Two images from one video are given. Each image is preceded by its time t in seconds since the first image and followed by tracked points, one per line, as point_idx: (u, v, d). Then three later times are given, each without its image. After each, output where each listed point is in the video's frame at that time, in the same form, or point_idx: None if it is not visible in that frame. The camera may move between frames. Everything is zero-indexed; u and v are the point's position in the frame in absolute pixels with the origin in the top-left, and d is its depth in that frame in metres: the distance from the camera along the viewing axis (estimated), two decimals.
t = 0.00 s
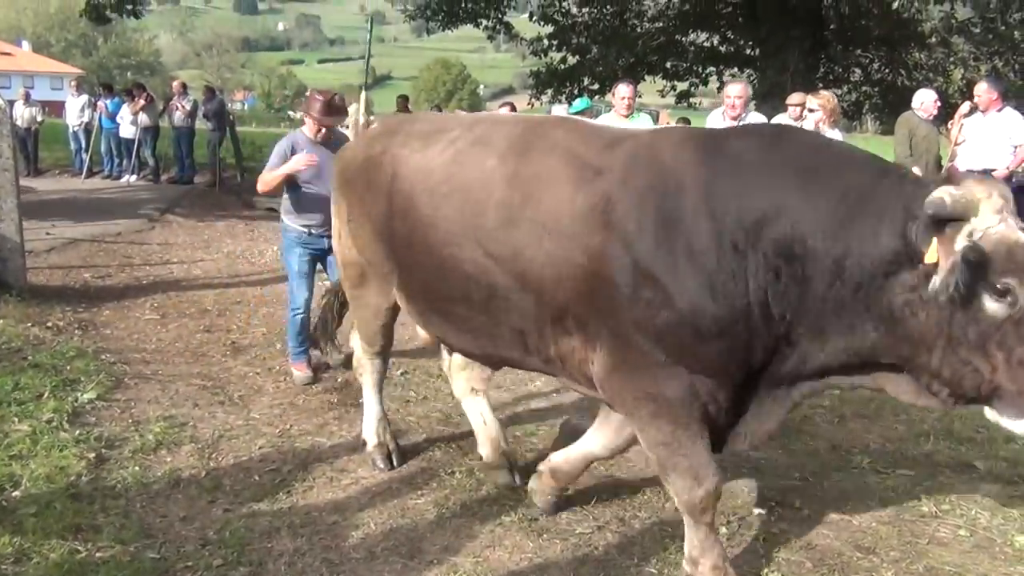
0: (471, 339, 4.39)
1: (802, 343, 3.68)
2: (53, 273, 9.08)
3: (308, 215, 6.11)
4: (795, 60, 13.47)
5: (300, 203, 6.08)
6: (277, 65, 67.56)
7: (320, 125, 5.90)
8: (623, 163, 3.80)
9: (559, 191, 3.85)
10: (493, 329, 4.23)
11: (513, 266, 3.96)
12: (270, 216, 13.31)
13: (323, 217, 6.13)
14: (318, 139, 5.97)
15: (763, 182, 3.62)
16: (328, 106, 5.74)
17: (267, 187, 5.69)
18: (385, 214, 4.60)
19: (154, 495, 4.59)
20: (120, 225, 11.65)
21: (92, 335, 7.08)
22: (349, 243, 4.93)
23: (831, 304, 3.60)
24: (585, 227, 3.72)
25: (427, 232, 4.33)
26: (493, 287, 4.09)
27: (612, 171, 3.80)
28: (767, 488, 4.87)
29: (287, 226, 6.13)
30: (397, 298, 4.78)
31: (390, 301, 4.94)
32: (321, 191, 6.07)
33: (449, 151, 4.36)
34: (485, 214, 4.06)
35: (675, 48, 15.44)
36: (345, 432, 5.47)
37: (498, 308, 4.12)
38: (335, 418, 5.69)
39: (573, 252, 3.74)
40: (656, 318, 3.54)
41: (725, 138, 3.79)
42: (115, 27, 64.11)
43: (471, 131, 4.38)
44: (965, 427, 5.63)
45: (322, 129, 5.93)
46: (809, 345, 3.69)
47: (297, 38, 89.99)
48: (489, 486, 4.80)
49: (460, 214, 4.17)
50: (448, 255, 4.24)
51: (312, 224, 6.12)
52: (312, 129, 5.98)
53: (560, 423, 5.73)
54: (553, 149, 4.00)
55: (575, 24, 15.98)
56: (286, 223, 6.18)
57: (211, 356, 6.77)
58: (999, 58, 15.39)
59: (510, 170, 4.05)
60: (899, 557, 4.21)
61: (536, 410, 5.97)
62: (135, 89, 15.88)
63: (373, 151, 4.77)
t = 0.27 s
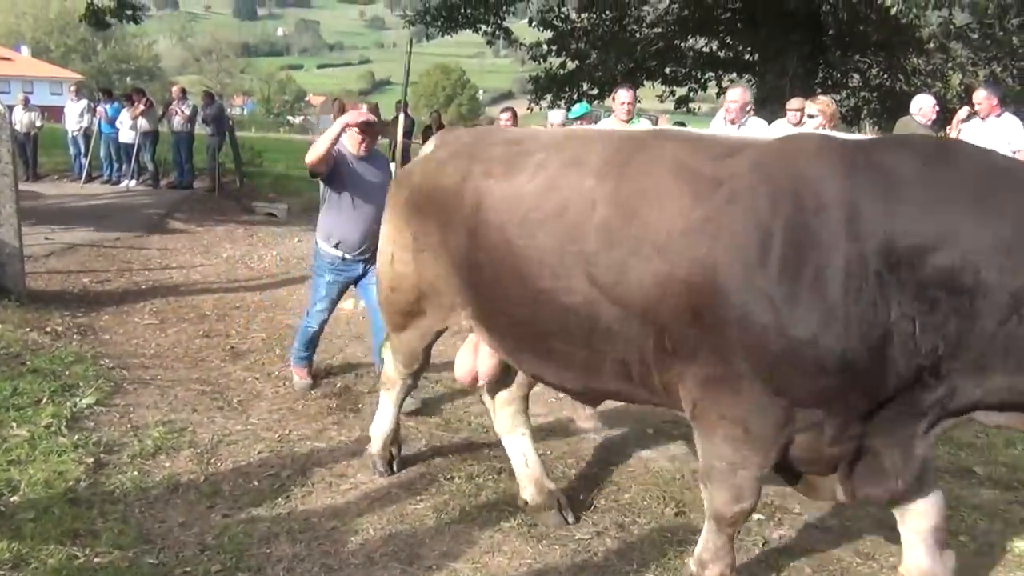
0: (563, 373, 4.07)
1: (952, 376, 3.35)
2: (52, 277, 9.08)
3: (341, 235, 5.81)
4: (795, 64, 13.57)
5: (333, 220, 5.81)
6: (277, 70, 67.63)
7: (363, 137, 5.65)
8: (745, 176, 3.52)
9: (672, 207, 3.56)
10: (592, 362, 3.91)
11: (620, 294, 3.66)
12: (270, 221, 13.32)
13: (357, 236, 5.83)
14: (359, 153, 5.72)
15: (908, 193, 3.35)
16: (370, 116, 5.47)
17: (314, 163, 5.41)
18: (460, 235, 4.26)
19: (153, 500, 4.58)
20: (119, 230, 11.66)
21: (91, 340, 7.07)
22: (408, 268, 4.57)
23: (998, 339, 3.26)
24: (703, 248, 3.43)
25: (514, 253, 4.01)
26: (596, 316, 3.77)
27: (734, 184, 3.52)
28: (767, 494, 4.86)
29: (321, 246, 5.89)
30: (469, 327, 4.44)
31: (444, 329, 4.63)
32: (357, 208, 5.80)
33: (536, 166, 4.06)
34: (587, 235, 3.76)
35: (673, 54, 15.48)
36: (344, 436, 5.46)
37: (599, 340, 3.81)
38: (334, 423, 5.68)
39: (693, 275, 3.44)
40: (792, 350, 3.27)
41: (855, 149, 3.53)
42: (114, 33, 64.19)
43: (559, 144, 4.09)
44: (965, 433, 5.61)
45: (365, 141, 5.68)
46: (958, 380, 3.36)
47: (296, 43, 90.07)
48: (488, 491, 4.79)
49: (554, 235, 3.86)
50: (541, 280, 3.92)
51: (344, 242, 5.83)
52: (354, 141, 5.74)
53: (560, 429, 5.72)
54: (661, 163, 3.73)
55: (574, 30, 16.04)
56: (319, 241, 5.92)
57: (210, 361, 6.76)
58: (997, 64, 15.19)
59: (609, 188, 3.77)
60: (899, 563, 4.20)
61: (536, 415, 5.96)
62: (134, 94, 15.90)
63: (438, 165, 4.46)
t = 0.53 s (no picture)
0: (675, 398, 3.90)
1: None
2: (50, 282, 9.08)
3: (390, 233, 5.48)
4: (792, 69, 13.69)
5: (379, 217, 5.48)
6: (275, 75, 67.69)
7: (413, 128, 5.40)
8: (909, 212, 3.30)
9: (828, 239, 3.33)
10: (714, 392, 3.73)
11: (762, 330, 3.45)
12: (268, 226, 13.34)
13: (406, 234, 5.50)
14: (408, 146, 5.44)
15: None
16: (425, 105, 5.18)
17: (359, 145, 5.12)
18: (567, 250, 3.97)
19: (151, 505, 4.58)
20: (118, 235, 11.66)
21: (90, 345, 7.07)
22: (497, 278, 4.26)
23: None
24: (859, 290, 3.24)
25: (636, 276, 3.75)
26: (729, 349, 3.56)
27: (895, 216, 3.30)
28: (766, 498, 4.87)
29: (367, 246, 5.53)
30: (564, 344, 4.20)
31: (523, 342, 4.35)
32: (406, 204, 5.48)
33: (660, 175, 3.76)
34: (727, 263, 3.51)
35: (672, 57, 15.45)
36: (343, 440, 5.47)
37: (728, 374, 3.63)
38: (333, 427, 5.68)
39: (853, 317, 3.24)
40: (954, 406, 3.16)
41: None
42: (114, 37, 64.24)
43: (684, 150, 3.80)
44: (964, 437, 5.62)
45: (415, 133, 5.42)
46: None
47: (296, 48, 90.14)
48: (487, 495, 4.79)
49: (684, 258, 3.61)
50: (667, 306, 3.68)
51: (391, 240, 5.48)
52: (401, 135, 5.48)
53: (559, 433, 5.73)
54: (809, 183, 3.47)
55: (572, 35, 15.98)
56: (362, 243, 5.58)
57: (209, 366, 6.75)
58: (996, 68, 14.89)
59: (756, 209, 3.50)
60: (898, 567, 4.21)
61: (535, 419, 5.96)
62: (134, 99, 15.92)
63: (537, 162, 4.15)
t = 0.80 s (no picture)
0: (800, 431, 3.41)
1: None
2: (51, 287, 9.09)
3: (434, 253, 5.28)
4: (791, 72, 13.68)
5: (418, 237, 5.29)
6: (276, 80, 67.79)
7: (448, 142, 5.22)
8: None
9: (963, 242, 2.97)
10: (848, 417, 3.27)
11: (905, 348, 3.04)
12: (269, 230, 13.36)
13: (449, 252, 5.31)
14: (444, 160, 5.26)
15: None
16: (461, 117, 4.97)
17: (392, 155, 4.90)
18: (661, 275, 3.47)
19: (151, 509, 4.58)
20: (119, 239, 11.68)
21: (91, 349, 7.08)
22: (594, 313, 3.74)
23: None
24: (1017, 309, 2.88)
25: (751, 300, 3.30)
26: (867, 369, 3.14)
27: None
28: (767, 501, 4.86)
29: (408, 268, 5.32)
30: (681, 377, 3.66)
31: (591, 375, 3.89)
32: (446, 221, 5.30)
33: (758, 187, 3.31)
34: (851, 276, 3.09)
35: (672, 61, 15.44)
36: (344, 445, 5.47)
37: (866, 394, 3.19)
38: (333, 431, 5.68)
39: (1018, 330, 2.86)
40: None
41: None
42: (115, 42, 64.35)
43: (785, 152, 3.35)
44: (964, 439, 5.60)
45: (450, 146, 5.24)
46: None
47: (296, 52, 90.26)
48: (487, 499, 4.79)
49: (799, 271, 3.18)
50: (790, 328, 3.23)
51: (435, 260, 5.29)
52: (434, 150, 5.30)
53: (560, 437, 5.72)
54: (932, 185, 3.07)
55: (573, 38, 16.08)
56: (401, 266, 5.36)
57: (209, 370, 6.76)
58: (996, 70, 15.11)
59: (876, 216, 3.09)
60: (899, 570, 4.19)
61: (536, 421, 5.96)
62: (134, 104, 15.95)
63: (613, 182, 3.65)
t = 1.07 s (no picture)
0: (944, 469, 3.30)
1: None
2: (52, 291, 9.10)
3: (488, 257, 5.01)
4: (791, 76, 13.66)
5: (471, 243, 5.02)
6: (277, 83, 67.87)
7: (501, 134, 4.96)
8: None
9: None
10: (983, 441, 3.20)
11: None
12: (270, 234, 13.37)
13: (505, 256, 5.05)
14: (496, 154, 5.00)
15: None
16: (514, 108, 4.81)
17: (438, 212, 4.74)
18: (791, 274, 3.45)
19: (152, 513, 4.57)
20: (120, 243, 11.69)
21: (92, 353, 7.08)
22: (696, 310, 3.68)
23: None
24: None
25: (898, 310, 3.25)
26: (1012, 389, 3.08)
27: None
28: (768, 504, 4.85)
29: (459, 274, 5.05)
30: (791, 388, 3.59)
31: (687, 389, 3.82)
32: (501, 222, 5.02)
33: (916, 191, 3.29)
34: None
35: (673, 64, 15.49)
36: (345, 448, 5.46)
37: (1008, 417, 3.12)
38: (334, 435, 5.68)
39: None
40: None
41: None
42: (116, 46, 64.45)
43: (952, 160, 3.31)
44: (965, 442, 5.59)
45: (504, 139, 4.99)
46: None
47: (297, 56, 90.30)
48: (488, 502, 4.79)
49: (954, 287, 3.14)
50: (939, 350, 3.19)
51: (490, 264, 5.02)
52: (485, 143, 5.04)
53: (561, 440, 5.72)
54: None
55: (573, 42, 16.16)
56: (452, 271, 5.09)
57: (210, 374, 6.76)
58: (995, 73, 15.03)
59: None
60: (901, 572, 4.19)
61: (536, 425, 5.96)
62: (135, 108, 15.97)
63: (742, 173, 3.66)
